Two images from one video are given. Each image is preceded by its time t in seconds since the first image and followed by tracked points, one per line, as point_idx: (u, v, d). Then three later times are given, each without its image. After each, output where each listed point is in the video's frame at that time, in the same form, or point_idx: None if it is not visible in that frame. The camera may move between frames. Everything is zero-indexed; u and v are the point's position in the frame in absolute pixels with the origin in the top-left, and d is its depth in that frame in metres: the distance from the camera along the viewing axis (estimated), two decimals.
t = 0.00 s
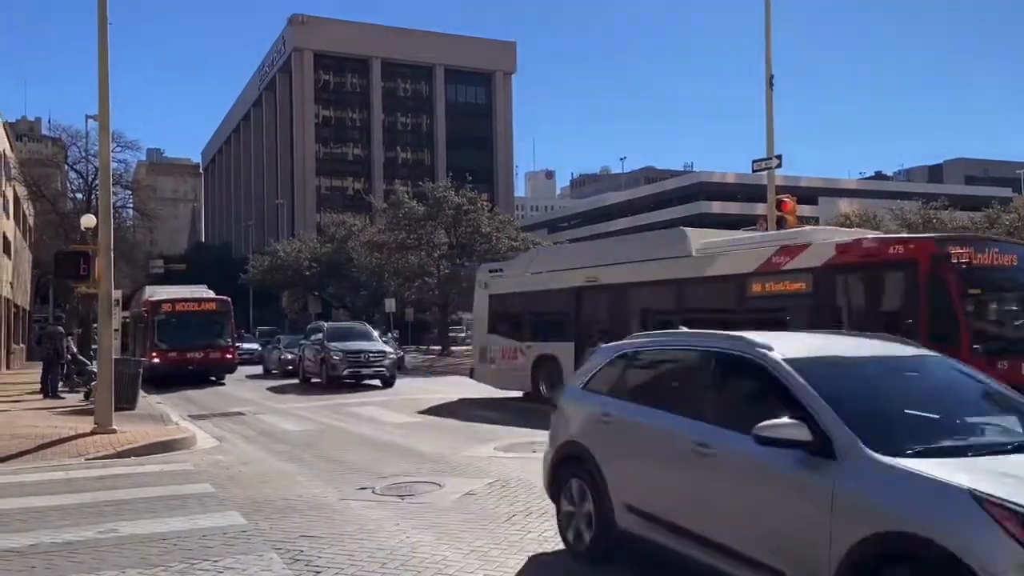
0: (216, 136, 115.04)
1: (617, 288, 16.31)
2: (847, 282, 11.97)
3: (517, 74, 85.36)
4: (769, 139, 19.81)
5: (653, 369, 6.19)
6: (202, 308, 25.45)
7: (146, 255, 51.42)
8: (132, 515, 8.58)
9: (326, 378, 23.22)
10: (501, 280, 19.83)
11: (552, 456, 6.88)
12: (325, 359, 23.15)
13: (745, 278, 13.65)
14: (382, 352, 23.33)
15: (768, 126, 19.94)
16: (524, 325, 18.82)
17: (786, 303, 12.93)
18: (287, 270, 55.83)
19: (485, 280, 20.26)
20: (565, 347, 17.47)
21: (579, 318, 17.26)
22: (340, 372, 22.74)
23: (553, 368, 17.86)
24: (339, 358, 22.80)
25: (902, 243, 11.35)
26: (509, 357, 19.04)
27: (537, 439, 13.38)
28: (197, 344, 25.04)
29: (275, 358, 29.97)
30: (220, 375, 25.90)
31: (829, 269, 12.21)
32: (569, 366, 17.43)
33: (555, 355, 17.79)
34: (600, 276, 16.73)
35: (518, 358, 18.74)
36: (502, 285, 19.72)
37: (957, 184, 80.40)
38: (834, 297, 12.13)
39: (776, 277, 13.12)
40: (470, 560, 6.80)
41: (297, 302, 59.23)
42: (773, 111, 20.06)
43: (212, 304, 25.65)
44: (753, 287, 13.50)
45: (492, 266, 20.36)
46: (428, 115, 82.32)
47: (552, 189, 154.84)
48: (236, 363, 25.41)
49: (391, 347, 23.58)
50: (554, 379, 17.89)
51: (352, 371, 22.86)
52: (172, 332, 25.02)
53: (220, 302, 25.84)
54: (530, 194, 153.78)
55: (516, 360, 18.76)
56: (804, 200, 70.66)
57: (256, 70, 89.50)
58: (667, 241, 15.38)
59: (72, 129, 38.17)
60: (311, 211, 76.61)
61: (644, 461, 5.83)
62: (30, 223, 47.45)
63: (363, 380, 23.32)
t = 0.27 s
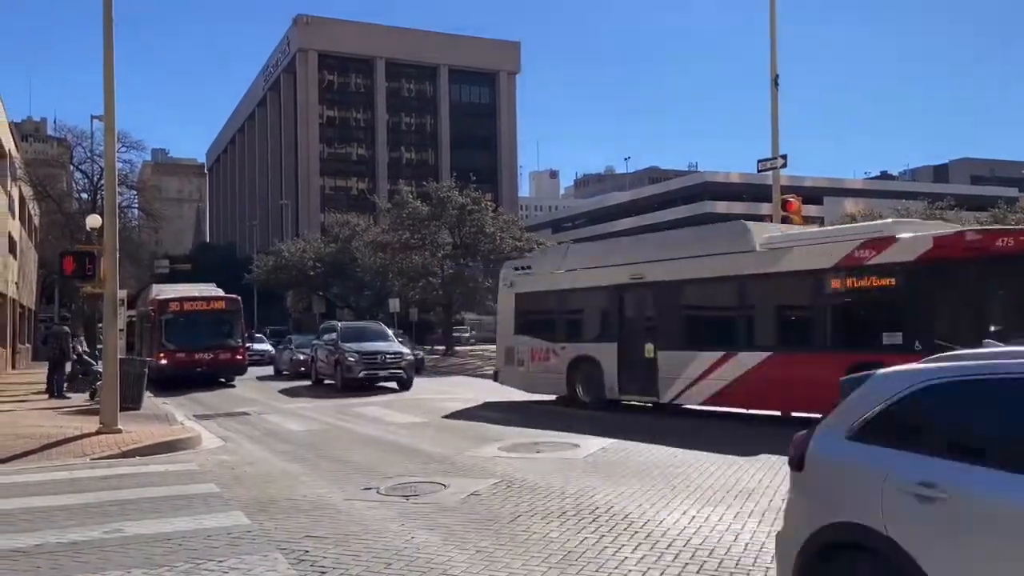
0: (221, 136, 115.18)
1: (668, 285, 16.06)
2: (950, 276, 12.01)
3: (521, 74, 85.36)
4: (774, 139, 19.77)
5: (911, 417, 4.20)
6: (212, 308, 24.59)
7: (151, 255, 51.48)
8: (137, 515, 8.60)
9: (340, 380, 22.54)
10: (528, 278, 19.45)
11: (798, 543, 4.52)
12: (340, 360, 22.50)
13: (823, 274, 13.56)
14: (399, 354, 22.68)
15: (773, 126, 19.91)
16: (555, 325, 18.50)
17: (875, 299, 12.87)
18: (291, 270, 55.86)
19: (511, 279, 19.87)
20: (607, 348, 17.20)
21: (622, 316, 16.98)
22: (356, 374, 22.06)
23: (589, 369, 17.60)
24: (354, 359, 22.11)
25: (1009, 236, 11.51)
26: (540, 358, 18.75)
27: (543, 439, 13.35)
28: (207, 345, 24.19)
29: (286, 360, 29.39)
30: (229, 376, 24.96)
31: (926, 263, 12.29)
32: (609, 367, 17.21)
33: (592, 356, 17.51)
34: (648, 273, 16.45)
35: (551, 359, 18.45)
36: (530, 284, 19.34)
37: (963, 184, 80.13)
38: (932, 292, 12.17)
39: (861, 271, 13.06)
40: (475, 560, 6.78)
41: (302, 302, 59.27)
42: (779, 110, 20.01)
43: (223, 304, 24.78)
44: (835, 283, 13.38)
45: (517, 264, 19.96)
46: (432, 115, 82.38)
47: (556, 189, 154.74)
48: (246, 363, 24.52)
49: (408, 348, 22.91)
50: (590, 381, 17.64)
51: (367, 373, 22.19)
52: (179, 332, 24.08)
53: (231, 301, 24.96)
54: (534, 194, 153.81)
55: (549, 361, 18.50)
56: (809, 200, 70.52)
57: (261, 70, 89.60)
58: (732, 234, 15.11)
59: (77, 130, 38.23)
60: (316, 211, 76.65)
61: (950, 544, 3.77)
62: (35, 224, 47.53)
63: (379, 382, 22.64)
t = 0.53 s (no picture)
0: (223, 135, 115.30)
1: (720, 283, 15.52)
2: None
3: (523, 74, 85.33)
4: (777, 138, 19.73)
5: None
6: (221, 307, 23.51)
7: (154, 254, 51.56)
8: (140, 514, 8.60)
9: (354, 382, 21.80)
10: (558, 275, 18.75)
11: None
12: (354, 361, 21.76)
13: (910, 269, 13.10)
14: (415, 355, 21.91)
15: (777, 125, 19.88)
16: (591, 324, 17.88)
17: (969, 296, 12.50)
18: (294, 270, 55.90)
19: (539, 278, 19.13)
20: (651, 348, 16.60)
21: (670, 315, 16.33)
22: (371, 375, 21.32)
23: (632, 370, 17.02)
24: (369, 360, 21.36)
25: None
26: (574, 359, 18.14)
27: (546, 439, 13.31)
28: (215, 345, 23.11)
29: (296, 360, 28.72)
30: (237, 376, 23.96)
31: None
32: (655, 369, 16.53)
33: (634, 356, 16.92)
34: (698, 270, 15.86)
35: (588, 360, 17.84)
36: (560, 282, 18.67)
37: (966, 184, 79.92)
38: None
39: (952, 266, 12.66)
40: (478, 560, 6.78)
41: (304, 301, 59.31)
42: (782, 110, 19.97)
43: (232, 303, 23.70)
44: (923, 279, 12.95)
45: (545, 262, 19.21)
46: (434, 114, 82.40)
47: (559, 188, 154.60)
48: (255, 364, 23.46)
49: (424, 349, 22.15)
50: (632, 382, 17.07)
51: (382, 375, 21.45)
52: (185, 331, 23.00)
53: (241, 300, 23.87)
54: (536, 193, 153.82)
55: (586, 362, 17.89)
56: (812, 199, 70.41)
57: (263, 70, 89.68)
58: (795, 230, 14.57)
59: (80, 129, 38.29)
60: (318, 211, 76.69)
61: None
62: (38, 223, 47.62)
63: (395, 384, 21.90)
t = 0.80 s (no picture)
0: (223, 134, 115.31)
1: (780, 279, 14.46)
2: None
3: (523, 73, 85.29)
4: (777, 138, 19.71)
5: None
6: (224, 305, 22.79)
7: (154, 253, 51.59)
8: (139, 513, 8.60)
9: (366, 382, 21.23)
10: (589, 271, 17.44)
11: None
12: (366, 362, 21.11)
13: (999, 263, 12.24)
14: (429, 355, 21.18)
15: (777, 125, 19.86)
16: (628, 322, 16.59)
17: None
18: (294, 268, 55.91)
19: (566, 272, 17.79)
20: (701, 348, 15.37)
21: (721, 312, 15.18)
22: (383, 376, 20.72)
23: (677, 371, 15.77)
24: (382, 360, 20.75)
25: None
26: (610, 359, 16.80)
27: (546, 438, 13.27)
28: (218, 344, 22.36)
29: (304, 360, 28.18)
30: (241, 377, 23.17)
31: None
32: (703, 371, 15.34)
33: (682, 357, 15.67)
34: (757, 264, 14.72)
35: (626, 361, 16.53)
36: (589, 277, 17.37)
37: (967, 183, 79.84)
38: None
39: None
40: (477, 560, 6.76)
41: (303, 300, 59.32)
42: (782, 109, 19.94)
43: (236, 301, 22.98)
44: (1014, 274, 12.13)
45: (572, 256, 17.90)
46: (434, 113, 82.38)
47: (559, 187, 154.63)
48: (260, 364, 22.71)
49: (439, 348, 21.45)
50: (677, 384, 15.85)
51: (396, 375, 20.81)
52: (187, 329, 22.27)
53: (245, 298, 23.16)
54: (537, 192, 153.85)
55: (623, 363, 16.58)
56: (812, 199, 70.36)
57: (263, 68, 89.68)
58: (871, 223, 13.55)
59: (80, 128, 38.27)
60: (318, 209, 76.68)
61: None
62: (38, 221, 47.60)
63: (408, 384, 21.23)
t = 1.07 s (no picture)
0: (222, 132, 115.19)
1: (845, 274, 13.61)
2: None
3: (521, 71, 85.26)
4: (776, 137, 19.72)
5: None
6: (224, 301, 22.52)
7: (151, 251, 51.51)
8: (136, 511, 8.59)
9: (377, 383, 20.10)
10: (627, 267, 16.54)
11: None
12: (378, 362, 19.86)
13: None
14: (444, 355, 20.05)
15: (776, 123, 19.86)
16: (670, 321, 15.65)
17: None
18: (291, 266, 55.88)
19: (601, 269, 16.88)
20: (757, 348, 14.41)
21: (778, 309, 14.26)
22: (396, 377, 19.55)
23: (727, 371, 14.79)
24: (394, 361, 19.57)
25: None
26: (650, 360, 15.81)
27: (545, 437, 13.26)
28: (220, 342, 22.12)
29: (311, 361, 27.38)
30: (243, 377, 22.93)
31: None
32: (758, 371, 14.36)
33: (734, 356, 14.69)
34: (820, 260, 13.84)
35: (669, 361, 15.53)
36: (626, 274, 16.46)
37: (965, 182, 79.85)
38: None
39: None
40: (475, 558, 6.77)
41: (301, 298, 59.26)
42: (781, 108, 19.94)
43: (237, 297, 22.73)
44: None
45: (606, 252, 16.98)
46: (432, 111, 82.30)
47: (557, 186, 154.66)
48: (263, 363, 22.46)
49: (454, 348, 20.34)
50: (727, 385, 14.83)
51: (410, 377, 19.62)
52: (187, 327, 22.01)
53: (246, 294, 22.90)
54: (535, 190, 153.90)
55: (665, 363, 15.60)
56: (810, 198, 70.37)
57: (261, 66, 89.59)
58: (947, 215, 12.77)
59: (78, 125, 38.21)
60: (316, 207, 76.60)
61: None
62: (36, 219, 47.50)
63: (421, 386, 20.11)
